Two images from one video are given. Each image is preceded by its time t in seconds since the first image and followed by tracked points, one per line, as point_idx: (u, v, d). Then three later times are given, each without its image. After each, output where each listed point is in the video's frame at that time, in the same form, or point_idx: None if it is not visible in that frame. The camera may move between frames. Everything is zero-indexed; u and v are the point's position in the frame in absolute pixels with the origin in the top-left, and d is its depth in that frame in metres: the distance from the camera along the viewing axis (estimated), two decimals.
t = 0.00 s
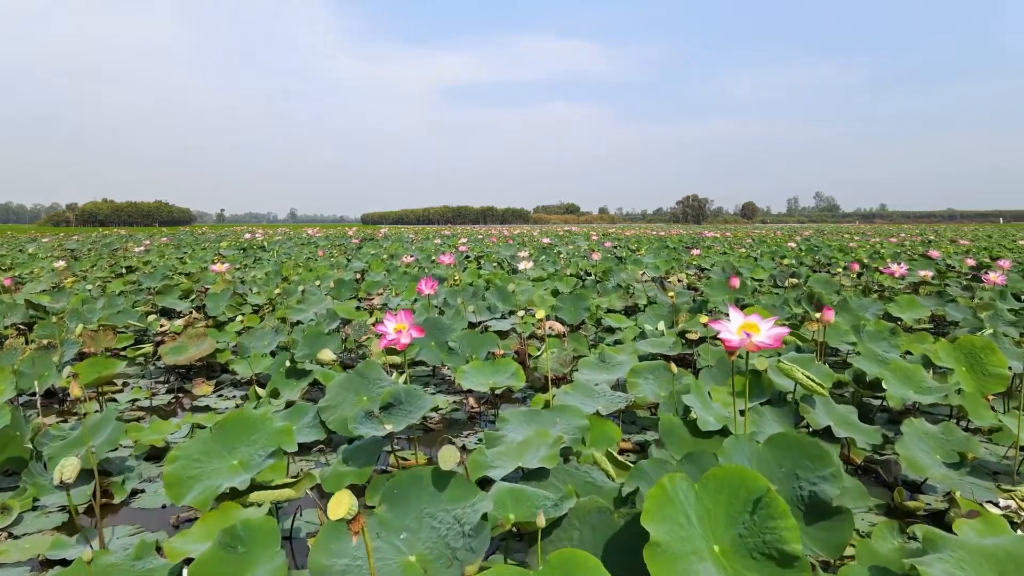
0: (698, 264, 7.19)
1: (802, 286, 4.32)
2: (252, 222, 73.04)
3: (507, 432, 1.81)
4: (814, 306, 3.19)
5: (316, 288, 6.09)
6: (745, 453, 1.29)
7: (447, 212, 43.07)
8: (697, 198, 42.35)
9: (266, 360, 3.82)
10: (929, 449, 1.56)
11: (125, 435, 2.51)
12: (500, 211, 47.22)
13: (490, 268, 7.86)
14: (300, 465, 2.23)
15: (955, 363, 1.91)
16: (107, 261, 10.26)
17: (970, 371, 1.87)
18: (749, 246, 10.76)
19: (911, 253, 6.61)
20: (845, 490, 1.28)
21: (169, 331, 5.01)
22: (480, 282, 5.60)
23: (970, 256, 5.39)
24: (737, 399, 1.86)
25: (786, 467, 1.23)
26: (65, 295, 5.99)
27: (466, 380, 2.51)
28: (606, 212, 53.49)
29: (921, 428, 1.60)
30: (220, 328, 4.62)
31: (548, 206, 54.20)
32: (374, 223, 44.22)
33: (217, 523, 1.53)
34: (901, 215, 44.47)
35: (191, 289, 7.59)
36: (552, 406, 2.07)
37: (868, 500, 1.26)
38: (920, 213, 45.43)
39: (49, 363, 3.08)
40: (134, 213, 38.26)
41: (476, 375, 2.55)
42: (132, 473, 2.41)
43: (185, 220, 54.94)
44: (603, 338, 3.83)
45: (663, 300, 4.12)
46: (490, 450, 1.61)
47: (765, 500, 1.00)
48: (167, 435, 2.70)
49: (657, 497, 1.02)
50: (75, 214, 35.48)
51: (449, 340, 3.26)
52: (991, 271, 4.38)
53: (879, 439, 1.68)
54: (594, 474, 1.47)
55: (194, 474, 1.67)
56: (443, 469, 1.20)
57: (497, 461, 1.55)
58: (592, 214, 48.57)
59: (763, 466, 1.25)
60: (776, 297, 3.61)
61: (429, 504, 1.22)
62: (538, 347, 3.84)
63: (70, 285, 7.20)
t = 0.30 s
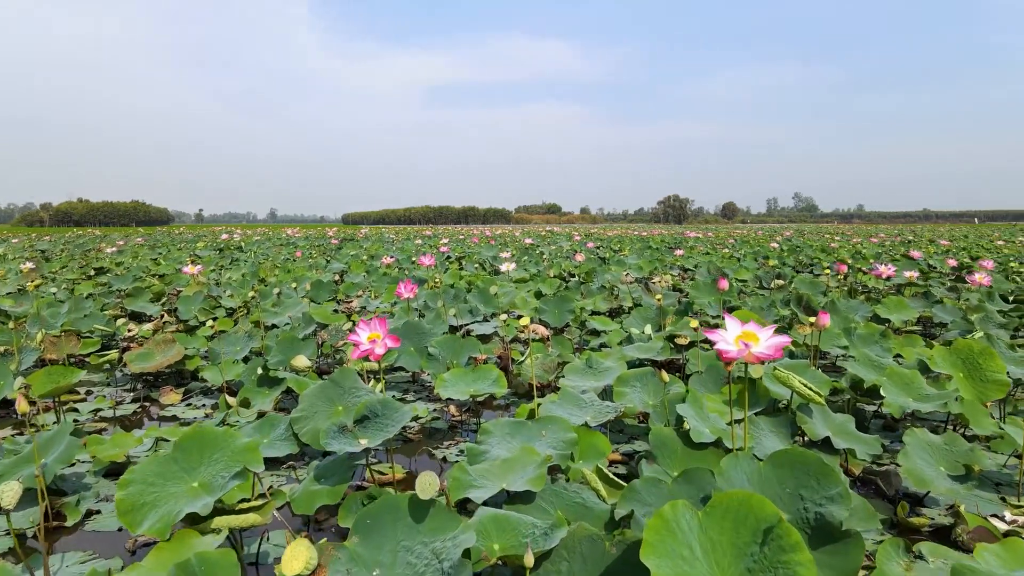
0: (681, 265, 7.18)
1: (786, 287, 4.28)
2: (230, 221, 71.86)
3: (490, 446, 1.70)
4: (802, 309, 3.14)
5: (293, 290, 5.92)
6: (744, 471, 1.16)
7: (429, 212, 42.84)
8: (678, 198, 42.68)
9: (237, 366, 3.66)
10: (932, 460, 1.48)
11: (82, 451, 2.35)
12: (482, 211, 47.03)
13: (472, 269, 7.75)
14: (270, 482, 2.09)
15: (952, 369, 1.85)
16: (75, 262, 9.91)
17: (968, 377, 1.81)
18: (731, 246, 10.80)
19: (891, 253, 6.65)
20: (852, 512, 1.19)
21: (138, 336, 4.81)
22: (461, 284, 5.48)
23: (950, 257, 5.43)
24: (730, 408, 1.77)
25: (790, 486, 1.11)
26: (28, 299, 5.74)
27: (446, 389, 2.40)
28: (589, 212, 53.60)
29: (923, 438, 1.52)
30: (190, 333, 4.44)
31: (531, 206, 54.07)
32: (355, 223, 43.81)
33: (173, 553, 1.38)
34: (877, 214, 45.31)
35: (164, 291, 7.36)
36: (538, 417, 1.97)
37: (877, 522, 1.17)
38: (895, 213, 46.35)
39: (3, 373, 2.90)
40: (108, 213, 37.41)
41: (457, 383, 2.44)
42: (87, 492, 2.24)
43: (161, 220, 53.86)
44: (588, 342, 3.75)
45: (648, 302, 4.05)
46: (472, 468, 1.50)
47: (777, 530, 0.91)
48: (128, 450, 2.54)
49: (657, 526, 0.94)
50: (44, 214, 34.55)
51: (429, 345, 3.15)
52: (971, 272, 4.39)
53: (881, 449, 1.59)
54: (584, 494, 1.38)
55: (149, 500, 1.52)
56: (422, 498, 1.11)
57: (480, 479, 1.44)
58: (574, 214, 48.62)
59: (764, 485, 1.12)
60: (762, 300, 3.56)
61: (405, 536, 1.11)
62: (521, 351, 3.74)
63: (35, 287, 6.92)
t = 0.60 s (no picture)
0: (665, 266, 7.14)
1: (773, 289, 4.24)
2: (207, 221, 70.63)
3: (475, 461, 1.59)
4: (791, 311, 3.09)
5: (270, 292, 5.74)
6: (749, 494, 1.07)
7: (411, 212, 42.54)
8: (659, 197, 42.98)
9: (209, 373, 3.50)
10: (939, 472, 1.43)
11: (37, 467, 2.19)
12: (465, 211, 46.83)
13: (454, 270, 7.62)
14: (240, 499, 1.96)
15: (951, 373, 1.78)
16: (43, 263, 9.55)
17: (968, 382, 1.75)
18: (714, 245, 10.83)
19: (872, 253, 6.68)
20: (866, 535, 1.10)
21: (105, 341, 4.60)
22: (444, 285, 5.36)
23: (932, 258, 5.45)
24: (727, 417, 1.69)
25: (800, 510, 1.02)
26: None
27: (428, 396, 2.28)
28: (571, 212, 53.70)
29: (931, 448, 1.47)
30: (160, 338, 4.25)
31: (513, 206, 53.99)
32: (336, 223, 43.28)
33: None
34: (853, 214, 46.10)
35: (135, 294, 7.10)
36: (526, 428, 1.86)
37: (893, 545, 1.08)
38: (870, 213, 47.23)
39: None
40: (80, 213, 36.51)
41: (439, 391, 2.32)
42: (41, 512, 2.08)
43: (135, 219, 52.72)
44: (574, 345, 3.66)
45: (634, 304, 3.98)
46: (457, 488, 1.40)
47: (794, 563, 0.82)
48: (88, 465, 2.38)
49: (661, 561, 0.84)
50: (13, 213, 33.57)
51: (411, 350, 3.04)
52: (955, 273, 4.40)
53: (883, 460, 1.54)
54: (577, 515, 1.30)
55: (100, 524, 1.37)
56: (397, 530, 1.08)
57: (465, 502, 1.34)
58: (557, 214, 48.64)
59: (772, 509, 1.03)
60: (750, 301, 3.50)
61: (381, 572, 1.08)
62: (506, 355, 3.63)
63: None
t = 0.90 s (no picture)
0: (650, 266, 7.11)
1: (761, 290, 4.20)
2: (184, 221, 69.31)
3: (459, 476, 1.49)
4: (781, 312, 3.04)
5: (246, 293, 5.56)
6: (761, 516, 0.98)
7: (393, 212, 42.24)
8: (641, 198, 43.20)
9: (180, 380, 3.34)
10: (948, 485, 1.36)
11: None
12: (448, 211, 46.72)
13: (437, 270, 7.50)
14: (207, 518, 1.83)
15: (953, 379, 1.72)
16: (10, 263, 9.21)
17: (969, 388, 1.69)
18: (698, 245, 10.87)
19: (853, 254, 6.72)
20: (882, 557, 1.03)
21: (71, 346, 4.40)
22: (427, 287, 5.25)
23: (914, 259, 5.48)
24: (724, 426, 1.61)
25: (818, 536, 0.94)
26: None
27: (411, 404, 2.17)
28: (556, 212, 53.75)
29: (938, 460, 1.40)
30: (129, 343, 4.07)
31: (497, 205, 53.86)
32: (318, 223, 42.89)
33: None
34: (831, 214, 46.89)
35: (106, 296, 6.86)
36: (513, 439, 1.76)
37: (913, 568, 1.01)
38: (848, 213, 48.09)
39: None
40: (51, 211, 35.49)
41: (422, 398, 2.21)
42: None
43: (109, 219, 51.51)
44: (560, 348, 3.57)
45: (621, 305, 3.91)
46: (439, 507, 1.29)
47: None
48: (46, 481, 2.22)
49: None
50: None
51: (392, 355, 2.93)
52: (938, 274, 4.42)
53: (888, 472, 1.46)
54: (571, 538, 1.21)
55: (46, 556, 1.24)
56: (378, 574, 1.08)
57: (450, 522, 1.24)
58: (541, 214, 48.66)
59: (788, 535, 0.95)
60: (739, 302, 3.45)
61: None
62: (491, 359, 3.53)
63: None
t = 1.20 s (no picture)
0: (635, 267, 7.08)
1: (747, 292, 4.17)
2: (161, 220, 68.06)
3: (446, 496, 1.39)
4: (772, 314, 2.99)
5: (222, 295, 5.39)
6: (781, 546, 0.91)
7: (375, 212, 41.91)
8: (623, 198, 43.41)
9: (150, 388, 3.18)
10: (960, 499, 1.29)
11: None
12: (430, 211, 46.49)
13: (420, 271, 7.38)
14: (174, 542, 1.71)
15: (957, 385, 1.67)
16: None
17: (973, 394, 1.64)
18: (681, 245, 10.90)
19: (835, 255, 6.76)
20: None
21: (36, 351, 4.20)
22: (409, 288, 5.13)
23: (896, 260, 5.51)
24: (725, 438, 1.53)
25: (842, 569, 0.87)
26: None
27: (392, 416, 2.06)
28: (538, 213, 53.77)
29: (948, 472, 1.33)
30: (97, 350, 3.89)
31: (479, 206, 53.69)
32: (298, 223, 42.27)
33: None
34: (809, 214, 47.59)
35: (76, 299, 6.61)
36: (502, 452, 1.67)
37: None
38: (825, 213, 48.85)
39: None
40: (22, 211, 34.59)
41: (405, 409, 2.11)
42: None
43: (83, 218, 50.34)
44: (547, 351, 3.50)
45: (608, 308, 3.85)
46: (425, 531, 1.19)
47: None
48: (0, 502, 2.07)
49: None
50: None
51: (373, 361, 2.82)
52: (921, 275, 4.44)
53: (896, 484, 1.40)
54: (567, 567, 1.13)
55: None
56: None
57: (438, 548, 1.13)
58: (523, 214, 48.59)
59: (811, 567, 0.87)
60: (728, 304, 3.40)
61: None
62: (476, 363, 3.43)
63: None
